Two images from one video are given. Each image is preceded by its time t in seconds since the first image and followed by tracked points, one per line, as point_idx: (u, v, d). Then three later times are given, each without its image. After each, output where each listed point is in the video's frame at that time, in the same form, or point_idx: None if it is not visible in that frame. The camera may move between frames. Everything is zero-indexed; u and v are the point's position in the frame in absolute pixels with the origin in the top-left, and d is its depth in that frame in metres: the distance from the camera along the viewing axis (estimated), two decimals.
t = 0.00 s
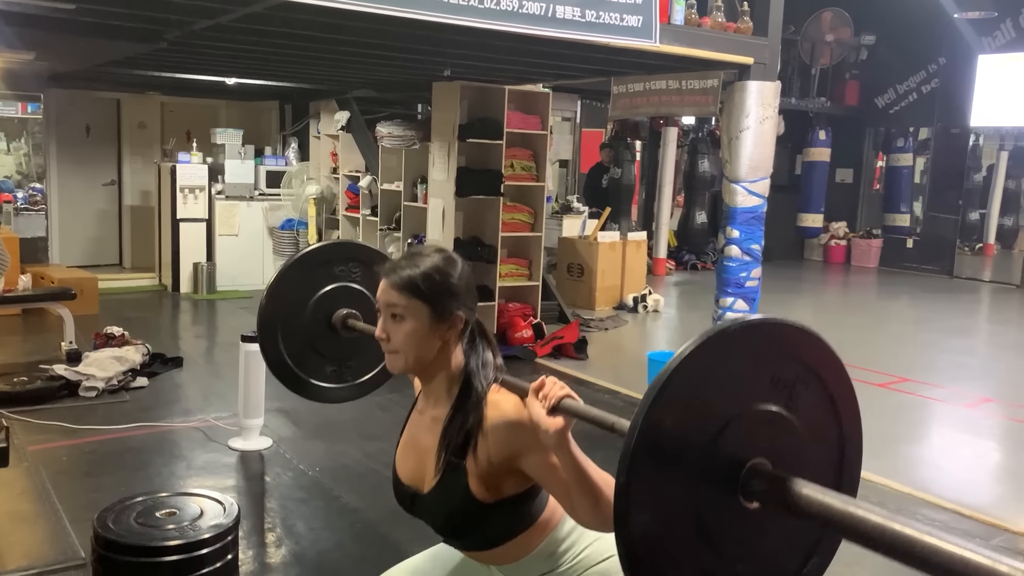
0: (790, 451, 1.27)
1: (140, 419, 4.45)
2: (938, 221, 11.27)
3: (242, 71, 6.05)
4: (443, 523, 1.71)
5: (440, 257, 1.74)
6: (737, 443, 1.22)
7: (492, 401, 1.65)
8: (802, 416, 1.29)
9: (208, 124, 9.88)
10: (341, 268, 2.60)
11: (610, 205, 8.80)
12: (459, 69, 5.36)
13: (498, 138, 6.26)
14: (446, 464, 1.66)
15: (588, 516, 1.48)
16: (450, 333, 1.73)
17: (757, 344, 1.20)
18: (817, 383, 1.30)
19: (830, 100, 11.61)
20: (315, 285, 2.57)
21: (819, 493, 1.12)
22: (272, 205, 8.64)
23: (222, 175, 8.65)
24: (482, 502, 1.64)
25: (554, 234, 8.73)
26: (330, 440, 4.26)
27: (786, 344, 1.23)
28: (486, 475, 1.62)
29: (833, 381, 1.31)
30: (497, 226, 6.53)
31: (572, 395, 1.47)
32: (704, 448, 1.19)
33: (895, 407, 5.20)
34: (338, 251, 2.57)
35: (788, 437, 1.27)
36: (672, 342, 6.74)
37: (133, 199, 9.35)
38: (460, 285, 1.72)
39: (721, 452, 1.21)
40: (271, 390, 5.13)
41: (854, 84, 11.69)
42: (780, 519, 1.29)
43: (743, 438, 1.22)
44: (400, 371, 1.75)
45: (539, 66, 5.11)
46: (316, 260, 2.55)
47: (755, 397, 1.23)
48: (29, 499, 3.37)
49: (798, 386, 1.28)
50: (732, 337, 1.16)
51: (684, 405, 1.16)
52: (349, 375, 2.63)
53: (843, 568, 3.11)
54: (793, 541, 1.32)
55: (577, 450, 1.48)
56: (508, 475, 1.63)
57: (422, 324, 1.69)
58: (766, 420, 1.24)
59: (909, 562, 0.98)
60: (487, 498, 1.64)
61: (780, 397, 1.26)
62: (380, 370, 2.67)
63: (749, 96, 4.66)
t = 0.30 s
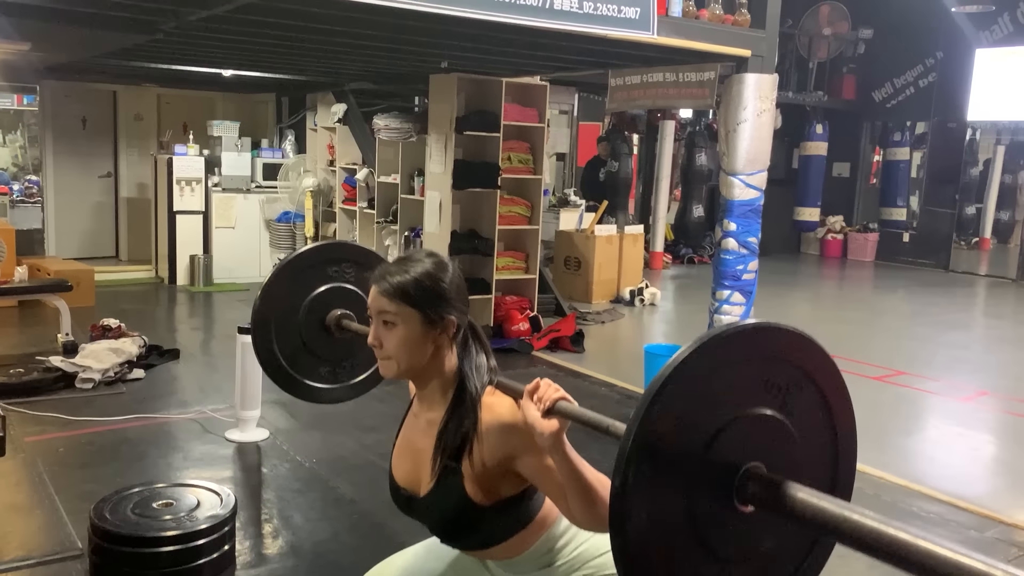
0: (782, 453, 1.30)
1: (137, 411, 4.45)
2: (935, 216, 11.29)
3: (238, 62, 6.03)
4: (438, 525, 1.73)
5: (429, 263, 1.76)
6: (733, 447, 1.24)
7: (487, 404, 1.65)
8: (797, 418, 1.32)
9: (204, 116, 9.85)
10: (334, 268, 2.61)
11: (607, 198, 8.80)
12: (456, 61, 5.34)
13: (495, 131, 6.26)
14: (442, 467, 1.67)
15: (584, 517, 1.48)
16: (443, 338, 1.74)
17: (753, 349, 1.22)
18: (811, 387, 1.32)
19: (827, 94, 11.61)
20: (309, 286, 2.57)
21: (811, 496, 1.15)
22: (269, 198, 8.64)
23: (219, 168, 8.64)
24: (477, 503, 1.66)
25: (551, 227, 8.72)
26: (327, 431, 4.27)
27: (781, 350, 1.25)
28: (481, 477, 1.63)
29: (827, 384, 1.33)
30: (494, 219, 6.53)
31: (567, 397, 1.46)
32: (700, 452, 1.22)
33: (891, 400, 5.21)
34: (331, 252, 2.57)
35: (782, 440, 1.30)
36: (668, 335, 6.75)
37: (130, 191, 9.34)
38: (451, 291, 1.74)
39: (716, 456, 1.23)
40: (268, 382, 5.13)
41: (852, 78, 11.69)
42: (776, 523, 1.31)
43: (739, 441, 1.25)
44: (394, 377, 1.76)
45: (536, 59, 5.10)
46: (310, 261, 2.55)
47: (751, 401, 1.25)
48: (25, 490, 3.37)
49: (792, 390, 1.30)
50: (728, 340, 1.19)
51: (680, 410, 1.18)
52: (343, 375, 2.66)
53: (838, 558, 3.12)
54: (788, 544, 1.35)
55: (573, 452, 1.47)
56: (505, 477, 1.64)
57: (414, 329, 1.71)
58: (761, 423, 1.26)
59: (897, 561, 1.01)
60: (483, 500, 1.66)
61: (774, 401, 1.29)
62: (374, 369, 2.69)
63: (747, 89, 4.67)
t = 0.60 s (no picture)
0: (787, 385, 1.24)
1: (135, 404, 4.45)
2: (932, 209, 11.29)
3: (236, 55, 6.01)
4: (436, 478, 1.65)
5: (431, 209, 1.63)
6: (733, 380, 1.19)
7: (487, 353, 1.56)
8: (800, 349, 1.25)
9: (202, 109, 9.84)
10: (331, 230, 2.50)
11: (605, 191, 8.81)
12: (454, 54, 5.33)
13: (492, 124, 6.25)
14: (440, 417, 1.59)
15: (584, 468, 1.42)
16: (445, 286, 1.63)
17: (752, 279, 1.15)
18: (816, 318, 1.25)
19: (825, 87, 11.60)
20: (305, 248, 2.47)
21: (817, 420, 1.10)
22: (268, 191, 8.57)
23: (216, 161, 8.62)
24: (476, 454, 1.58)
25: (550, 220, 8.73)
26: (325, 424, 4.27)
27: (782, 279, 1.18)
28: (480, 427, 1.55)
29: (834, 313, 1.26)
30: (492, 212, 6.53)
31: (567, 344, 1.49)
32: (698, 387, 1.16)
33: (888, 394, 5.22)
34: (327, 213, 2.47)
35: (787, 372, 1.23)
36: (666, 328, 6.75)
37: (128, 184, 9.33)
38: (453, 237, 1.62)
39: (716, 390, 1.18)
40: (266, 375, 5.13)
41: (850, 71, 11.68)
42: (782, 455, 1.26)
43: (739, 374, 1.19)
44: (393, 326, 1.65)
45: (534, 51, 5.09)
46: (305, 222, 2.45)
47: (751, 332, 1.19)
48: (24, 483, 3.37)
49: (795, 320, 1.24)
50: (726, 270, 1.12)
51: (678, 345, 1.13)
52: (342, 340, 2.56)
53: (835, 551, 3.13)
54: (797, 477, 1.29)
55: (574, 399, 1.43)
56: (505, 426, 1.56)
57: (415, 277, 1.59)
58: (762, 355, 1.21)
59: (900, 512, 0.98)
60: (482, 450, 1.58)
61: (777, 332, 1.22)
62: (373, 334, 2.59)
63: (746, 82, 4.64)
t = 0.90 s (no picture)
0: (796, 315, 1.20)
1: (135, 401, 4.45)
2: (932, 207, 11.28)
3: (235, 53, 6.01)
4: (430, 428, 1.54)
5: (438, 152, 1.55)
6: (739, 308, 1.16)
7: (490, 301, 1.48)
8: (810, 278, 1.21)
9: (201, 106, 9.83)
10: (330, 191, 2.49)
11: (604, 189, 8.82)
12: (454, 52, 5.33)
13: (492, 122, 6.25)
14: (440, 363, 1.50)
15: (585, 415, 1.38)
16: (450, 231, 1.55)
17: (757, 206, 1.12)
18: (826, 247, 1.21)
19: (825, 84, 11.58)
20: (304, 209, 2.46)
21: (830, 344, 1.08)
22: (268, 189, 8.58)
23: (216, 158, 8.62)
24: (474, 401, 1.48)
25: (549, 218, 8.73)
26: (325, 422, 4.27)
27: (789, 206, 1.14)
28: (481, 373, 1.46)
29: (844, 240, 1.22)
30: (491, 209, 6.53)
31: (572, 288, 1.35)
32: (703, 317, 1.14)
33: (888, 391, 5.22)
34: (326, 174, 2.46)
35: (796, 302, 1.20)
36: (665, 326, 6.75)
37: (127, 181, 9.32)
38: (460, 181, 1.54)
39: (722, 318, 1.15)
40: (265, 373, 5.14)
41: (850, 68, 11.66)
42: (792, 384, 1.23)
43: (746, 302, 1.16)
44: (393, 271, 1.56)
45: (533, 49, 5.10)
46: (304, 183, 2.44)
47: (758, 259, 1.16)
48: (23, 481, 3.37)
49: (804, 249, 1.20)
50: (730, 198, 1.09)
51: (683, 273, 1.10)
52: (342, 302, 2.55)
53: (834, 548, 3.14)
54: (808, 408, 1.26)
55: (578, 345, 1.35)
56: (506, 374, 1.47)
57: (420, 220, 1.51)
58: (769, 282, 1.17)
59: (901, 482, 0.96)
60: (482, 398, 1.48)
61: (785, 260, 1.19)
62: (373, 297, 2.58)
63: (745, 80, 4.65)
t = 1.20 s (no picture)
0: (802, 244, 1.12)
1: (136, 403, 4.46)
2: (932, 206, 11.25)
3: (236, 55, 6.02)
4: (427, 376, 1.53)
5: (443, 96, 1.53)
6: (742, 237, 1.07)
7: (492, 248, 1.48)
8: (819, 207, 1.12)
9: (201, 107, 9.83)
10: (329, 153, 2.48)
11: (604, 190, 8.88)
12: (454, 54, 5.34)
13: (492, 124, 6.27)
14: (439, 309, 1.49)
15: (584, 364, 1.40)
16: (452, 177, 1.54)
17: (761, 130, 1.03)
18: (836, 175, 1.12)
19: (826, 85, 11.55)
20: (302, 171, 2.46)
21: (843, 268, 0.99)
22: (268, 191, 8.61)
23: (215, 160, 8.63)
24: (473, 347, 1.47)
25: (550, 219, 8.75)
26: (326, 424, 4.28)
27: (794, 131, 1.05)
28: (481, 318, 1.45)
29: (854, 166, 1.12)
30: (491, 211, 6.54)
31: (575, 233, 1.35)
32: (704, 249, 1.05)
33: (889, 393, 5.22)
34: (324, 135, 2.45)
35: (802, 232, 1.11)
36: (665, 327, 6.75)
37: (127, 183, 9.34)
38: (464, 126, 1.52)
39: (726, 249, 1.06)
40: (266, 374, 5.15)
41: (850, 68, 11.62)
42: (801, 318, 1.15)
43: (750, 231, 1.08)
44: (395, 215, 1.55)
45: (533, 51, 5.11)
46: (302, 144, 2.43)
47: (763, 185, 1.07)
48: (25, 483, 3.38)
49: (811, 177, 1.10)
50: (731, 120, 1.00)
51: (683, 203, 1.01)
52: (342, 266, 2.54)
53: (834, 549, 3.14)
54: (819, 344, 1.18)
55: (579, 291, 1.36)
56: (505, 322, 1.47)
57: (424, 164, 1.49)
58: (775, 210, 1.09)
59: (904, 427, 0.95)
60: (481, 345, 1.47)
61: (789, 188, 1.09)
62: (374, 261, 2.56)
63: (745, 81, 4.66)
